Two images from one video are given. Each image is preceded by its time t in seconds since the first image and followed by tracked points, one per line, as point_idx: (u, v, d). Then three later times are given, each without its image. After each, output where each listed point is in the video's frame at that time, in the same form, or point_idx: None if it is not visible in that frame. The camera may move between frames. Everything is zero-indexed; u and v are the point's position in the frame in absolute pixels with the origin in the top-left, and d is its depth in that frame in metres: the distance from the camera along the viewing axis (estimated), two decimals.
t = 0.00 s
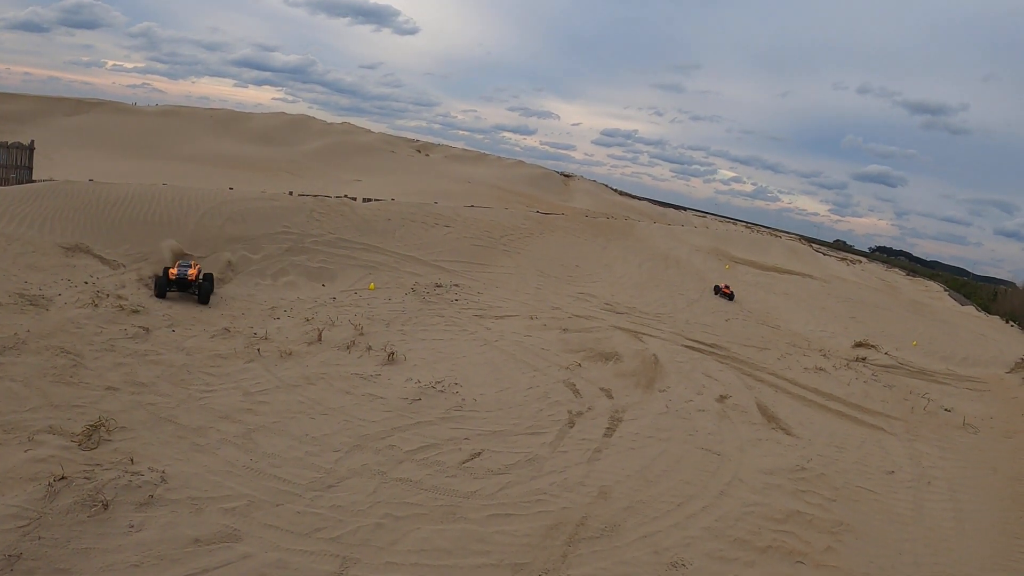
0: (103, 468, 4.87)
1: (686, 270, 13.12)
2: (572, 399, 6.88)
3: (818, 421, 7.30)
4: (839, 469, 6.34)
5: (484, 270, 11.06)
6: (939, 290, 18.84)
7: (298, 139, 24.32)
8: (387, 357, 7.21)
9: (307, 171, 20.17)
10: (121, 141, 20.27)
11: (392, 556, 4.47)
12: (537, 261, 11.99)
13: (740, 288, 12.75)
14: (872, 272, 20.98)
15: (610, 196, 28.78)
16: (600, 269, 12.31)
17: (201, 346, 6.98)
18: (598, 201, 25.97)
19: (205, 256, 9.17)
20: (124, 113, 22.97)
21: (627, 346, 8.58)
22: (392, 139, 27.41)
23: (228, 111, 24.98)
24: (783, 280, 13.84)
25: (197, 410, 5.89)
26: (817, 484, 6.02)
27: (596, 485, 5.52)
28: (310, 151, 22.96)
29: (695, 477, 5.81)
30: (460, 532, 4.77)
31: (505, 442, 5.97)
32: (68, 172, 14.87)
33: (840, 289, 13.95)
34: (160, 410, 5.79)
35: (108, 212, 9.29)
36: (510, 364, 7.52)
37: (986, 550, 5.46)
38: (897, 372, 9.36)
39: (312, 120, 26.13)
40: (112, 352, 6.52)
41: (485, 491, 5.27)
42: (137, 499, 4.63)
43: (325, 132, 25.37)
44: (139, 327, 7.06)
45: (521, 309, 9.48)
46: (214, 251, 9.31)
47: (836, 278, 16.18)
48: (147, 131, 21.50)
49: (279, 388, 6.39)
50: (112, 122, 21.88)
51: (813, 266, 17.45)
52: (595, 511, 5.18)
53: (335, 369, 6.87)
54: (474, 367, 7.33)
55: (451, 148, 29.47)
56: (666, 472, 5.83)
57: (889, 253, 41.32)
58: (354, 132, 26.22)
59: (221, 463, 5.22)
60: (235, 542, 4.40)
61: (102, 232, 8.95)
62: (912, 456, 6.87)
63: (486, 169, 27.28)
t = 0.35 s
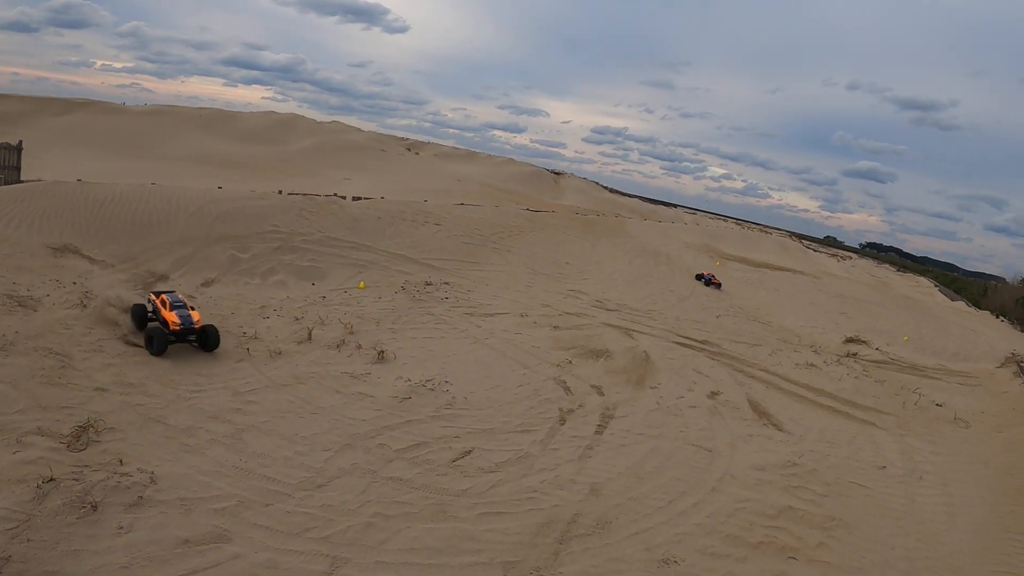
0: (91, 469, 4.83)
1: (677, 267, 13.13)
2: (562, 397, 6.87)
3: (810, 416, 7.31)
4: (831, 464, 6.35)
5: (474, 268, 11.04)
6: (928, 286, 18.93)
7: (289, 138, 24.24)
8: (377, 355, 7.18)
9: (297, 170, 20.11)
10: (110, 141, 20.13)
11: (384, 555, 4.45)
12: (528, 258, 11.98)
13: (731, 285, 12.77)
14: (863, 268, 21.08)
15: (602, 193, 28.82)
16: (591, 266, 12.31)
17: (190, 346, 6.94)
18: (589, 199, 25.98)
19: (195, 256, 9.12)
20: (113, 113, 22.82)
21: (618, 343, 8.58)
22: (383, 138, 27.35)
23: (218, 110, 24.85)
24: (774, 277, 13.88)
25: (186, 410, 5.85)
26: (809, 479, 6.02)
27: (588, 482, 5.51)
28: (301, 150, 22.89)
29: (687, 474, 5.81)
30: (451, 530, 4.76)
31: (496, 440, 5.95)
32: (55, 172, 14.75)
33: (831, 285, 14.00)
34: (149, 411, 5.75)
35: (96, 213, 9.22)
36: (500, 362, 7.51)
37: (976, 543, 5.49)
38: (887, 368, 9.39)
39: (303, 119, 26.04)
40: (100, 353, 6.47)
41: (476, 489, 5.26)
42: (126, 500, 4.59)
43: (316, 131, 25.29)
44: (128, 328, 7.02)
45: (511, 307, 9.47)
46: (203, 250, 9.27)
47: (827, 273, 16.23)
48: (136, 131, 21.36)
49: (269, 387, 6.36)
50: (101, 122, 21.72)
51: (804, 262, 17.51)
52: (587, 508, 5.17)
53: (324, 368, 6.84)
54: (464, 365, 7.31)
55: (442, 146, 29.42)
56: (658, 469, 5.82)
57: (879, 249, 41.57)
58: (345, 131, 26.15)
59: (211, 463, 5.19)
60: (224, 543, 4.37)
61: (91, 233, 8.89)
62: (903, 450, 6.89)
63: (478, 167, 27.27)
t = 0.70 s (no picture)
0: (94, 468, 4.84)
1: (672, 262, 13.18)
2: (561, 391, 6.91)
3: (806, 411, 7.39)
4: (829, 458, 6.42)
5: (471, 263, 11.06)
6: (920, 280, 19.10)
7: (282, 133, 24.13)
8: (377, 351, 7.20)
9: (291, 165, 20.05)
10: (101, 137, 19.98)
11: (390, 552, 4.50)
12: (523, 253, 12.02)
13: (725, 280, 12.84)
14: (855, 262, 21.25)
15: (595, 188, 28.85)
16: (586, 261, 12.35)
17: (189, 343, 6.94)
18: (582, 194, 26.04)
19: (192, 253, 9.10)
20: (105, 108, 22.62)
21: (615, 338, 8.63)
22: (377, 132, 27.28)
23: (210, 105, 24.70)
24: (768, 272, 13.96)
25: (187, 408, 5.86)
26: (807, 473, 6.10)
27: (589, 477, 5.56)
28: (294, 145, 22.80)
29: (687, 468, 5.87)
30: (456, 526, 4.81)
31: (497, 435, 5.99)
32: (46, 167, 14.64)
33: (825, 280, 14.10)
34: (150, 408, 5.75)
35: (91, 209, 9.18)
36: (499, 357, 7.55)
37: (972, 536, 5.59)
38: (881, 362, 9.48)
39: (296, 114, 25.92)
40: (99, 350, 6.46)
41: (478, 485, 5.30)
42: (130, 499, 4.60)
43: (309, 126, 25.20)
44: (127, 325, 7.01)
45: (508, 301, 9.51)
46: (200, 246, 9.24)
47: (820, 268, 16.34)
48: (127, 126, 21.20)
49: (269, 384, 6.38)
50: (92, 117, 21.54)
51: (798, 256, 17.62)
52: (588, 504, 5.23)
53: (324, 364, 6.85)
54: (463, 360, 7.35)
55: (436, 141, 29.36)
56: (658, 463, 5.87)
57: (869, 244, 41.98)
58: (339, 126, 26.07)
59: (214, 460, 5.21)
60: (231, 541, 4.40)
61: (87, 230, 8.84)
62: (899, 444, 6.98)
63: (472, 162, 27.25)
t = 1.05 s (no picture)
0: (87, 468, 4.83)
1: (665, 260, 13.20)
2: (554, 390, 6.91)
3: (799, 408, 7.41)
4: (822, 456, 6.45)
5: (464, 261, 11.05)
6: (908, 277, 19.14)
7: (275, 131, 24.06)
8: (370, 349, 7.19)
9: (283, 163, 19.98)
10: (92, 135, 19.87)
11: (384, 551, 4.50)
12: (516, 251, 12.01)
13: (718, 277, 12.86)
14: (847, 260, 21.33)
15: (588, 186, 28.87)
16: (579, 259, 12.36)
17: (182, 342, 6.92)
18: (576, 192, 26.05)
19: (184, 252, 9.07)
20: (96, 106, 22.50)
21: (608, 336, 8.64)
22: (370, 130, 27.21)
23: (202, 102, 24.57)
24: (761, 269, 13.99)
25: (180, 407, 5.85)
26: (800, 471, 6.12)
27: (582, 476, 5.57)
28: (288, 143, 22.73)
29: (680, 466, 5.88)
30: (449, 526, 4.81)
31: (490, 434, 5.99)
32: (35, 166, 14.55)
33: (818, 278, 14.15)
34: (143, 408, 5.73)
35: (83, 208, 9.14)
36: (492, 355, 7.54)
37: (964, 532, 5.62)
38: (874, 359, 9.52)
39: (289, 112, 25.83)
40: (91, 349, 6.43)
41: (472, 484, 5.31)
42: (123, 499, 4.60)
43: (302, 124, 25.13)
44: (119, 324, 6.98)
45: (500, 300, 9.50)
46: (192, 245, 9.21)
47: (814, 266, 16.39)
48: (119, 124, 21.10)
49: (262, 383, 6.37)
50: (83, 115, 21.42)
51: (791, 254, 17.67)
52: (582, 502, 5.24)
53: (317, 363, 6.84)
54: (456, 359, 7.34)
55: (430, 139, 29.31)
56: (651, 462, 5.88)
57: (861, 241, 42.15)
58: (332, 124, 26.00)
59: (207, 460, 5.20)
60: (224, 541, 4.40)
61: (79, 229, 8.81)
62: (892, 441, 7.01)
63: (465, 159, 27.22)
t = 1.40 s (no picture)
0: (76, 470, 4.80)
1: (656, 260, 13.21)
2: (545, 390, 6.91)
3: (790, 408, 7.42)
4: (813, 455, 6.46)
5: (454, 261, 11.04)
6: (898, 277, 19.23)
7: (267, 131, 24.00)
8: (360, 350, 7.17)
9: (275, 164, 19.93)
10: (82, 135, 19.76)
11: (374, 552, 4.48)
12: (507, 251, 12.01)
13: (709, 277, 12.88)
14: (839, 260, 21.40)
15: (580, 186, 28.91)
16: (570, 259, 12.36)
17: (172, 343, 6.89)
18: (568, 192, 26.08)
19: (175, 252, 9.03)
20: (86, 106, 22.36)
21: (598, 336, 8.64)
22: (362, 130, 27.18)
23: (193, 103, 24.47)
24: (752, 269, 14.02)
25: (170, 408, 5.82)
26: (791, 470, 6.13)
27: (573, 476, 5.56)
28: (279, 143, 22.66)
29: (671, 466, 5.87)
30: (439, 526, 4.80)
31: (480, 434, 5.98)
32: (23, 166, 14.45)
33: (808, 277, 14.19)
34: (132, 409, 5.71)
35: (72, 208, 9.09)
36: (482, 355, 7.54)
37: (954, 531, 5.64)
38: (864, 359, 9.55)
39: (281, 113, 25.76)
40: (80, 350, 6.40)
41: (463, 484, 5.30)
42: (113, 501, 4.57)
43: (294, 124, 25.08)
44: (109, 325, 6.95)
45: (491, 300, 9.50)
46: (183, 246, 9.18)
47: (804, 265, 16.44)
48: (109, 125, 20.99)
49: (252, 383, 6.34)
50: (73, 114, 21.28)
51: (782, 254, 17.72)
52: (573, 502, 5.24)
53: (307, 364, 6.82)
54: (446, 359, 7.33)
55: (422, 139, 29.28)
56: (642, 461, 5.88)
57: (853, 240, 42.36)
58: (324, 124, 25.96)
59: (196, 460, 5.18)
60: (214, 542, 4.38)
61: (69, 230, 8.77)
62: (883, 440, 7.03)
63: (457, 160, 27.21)
